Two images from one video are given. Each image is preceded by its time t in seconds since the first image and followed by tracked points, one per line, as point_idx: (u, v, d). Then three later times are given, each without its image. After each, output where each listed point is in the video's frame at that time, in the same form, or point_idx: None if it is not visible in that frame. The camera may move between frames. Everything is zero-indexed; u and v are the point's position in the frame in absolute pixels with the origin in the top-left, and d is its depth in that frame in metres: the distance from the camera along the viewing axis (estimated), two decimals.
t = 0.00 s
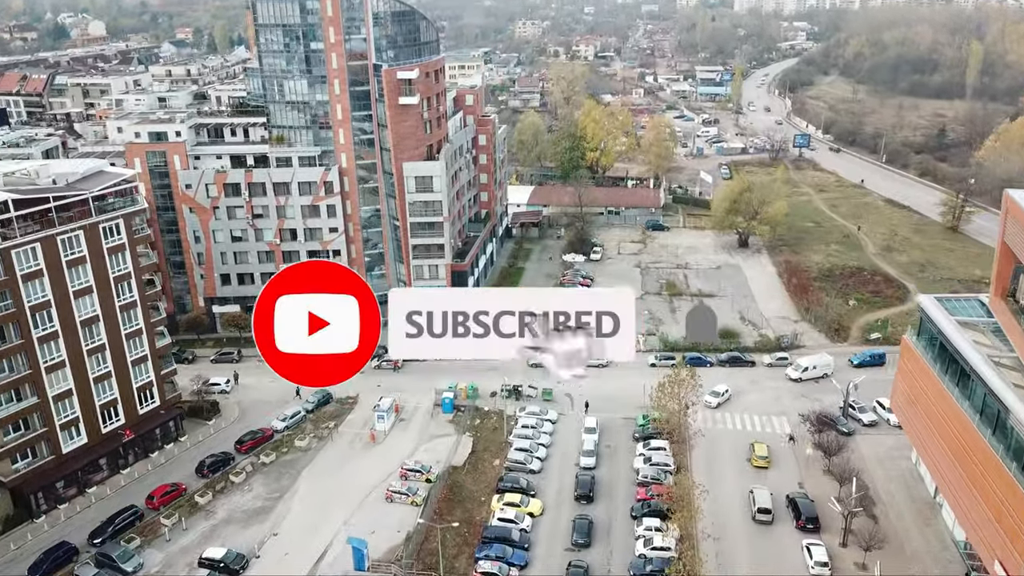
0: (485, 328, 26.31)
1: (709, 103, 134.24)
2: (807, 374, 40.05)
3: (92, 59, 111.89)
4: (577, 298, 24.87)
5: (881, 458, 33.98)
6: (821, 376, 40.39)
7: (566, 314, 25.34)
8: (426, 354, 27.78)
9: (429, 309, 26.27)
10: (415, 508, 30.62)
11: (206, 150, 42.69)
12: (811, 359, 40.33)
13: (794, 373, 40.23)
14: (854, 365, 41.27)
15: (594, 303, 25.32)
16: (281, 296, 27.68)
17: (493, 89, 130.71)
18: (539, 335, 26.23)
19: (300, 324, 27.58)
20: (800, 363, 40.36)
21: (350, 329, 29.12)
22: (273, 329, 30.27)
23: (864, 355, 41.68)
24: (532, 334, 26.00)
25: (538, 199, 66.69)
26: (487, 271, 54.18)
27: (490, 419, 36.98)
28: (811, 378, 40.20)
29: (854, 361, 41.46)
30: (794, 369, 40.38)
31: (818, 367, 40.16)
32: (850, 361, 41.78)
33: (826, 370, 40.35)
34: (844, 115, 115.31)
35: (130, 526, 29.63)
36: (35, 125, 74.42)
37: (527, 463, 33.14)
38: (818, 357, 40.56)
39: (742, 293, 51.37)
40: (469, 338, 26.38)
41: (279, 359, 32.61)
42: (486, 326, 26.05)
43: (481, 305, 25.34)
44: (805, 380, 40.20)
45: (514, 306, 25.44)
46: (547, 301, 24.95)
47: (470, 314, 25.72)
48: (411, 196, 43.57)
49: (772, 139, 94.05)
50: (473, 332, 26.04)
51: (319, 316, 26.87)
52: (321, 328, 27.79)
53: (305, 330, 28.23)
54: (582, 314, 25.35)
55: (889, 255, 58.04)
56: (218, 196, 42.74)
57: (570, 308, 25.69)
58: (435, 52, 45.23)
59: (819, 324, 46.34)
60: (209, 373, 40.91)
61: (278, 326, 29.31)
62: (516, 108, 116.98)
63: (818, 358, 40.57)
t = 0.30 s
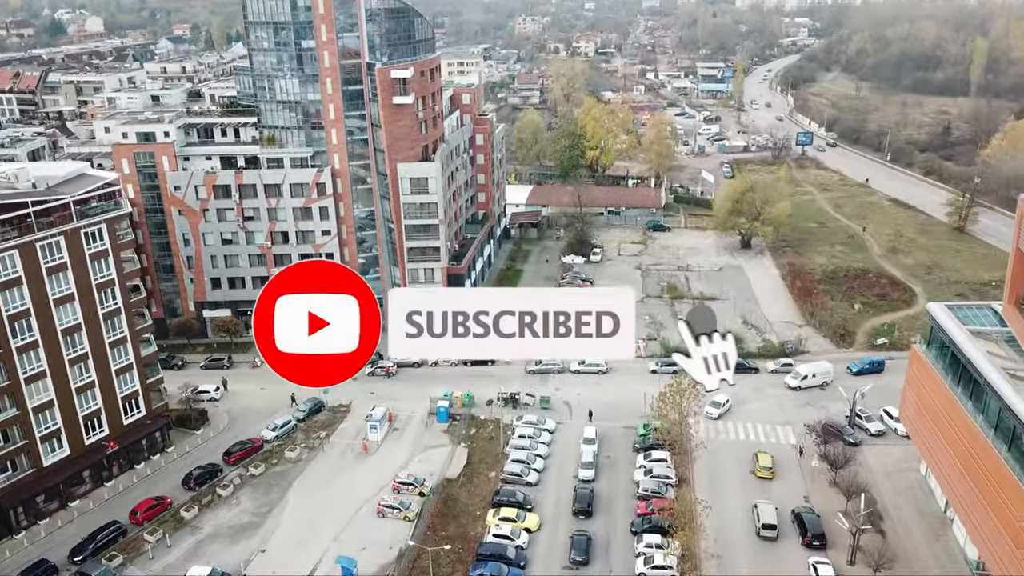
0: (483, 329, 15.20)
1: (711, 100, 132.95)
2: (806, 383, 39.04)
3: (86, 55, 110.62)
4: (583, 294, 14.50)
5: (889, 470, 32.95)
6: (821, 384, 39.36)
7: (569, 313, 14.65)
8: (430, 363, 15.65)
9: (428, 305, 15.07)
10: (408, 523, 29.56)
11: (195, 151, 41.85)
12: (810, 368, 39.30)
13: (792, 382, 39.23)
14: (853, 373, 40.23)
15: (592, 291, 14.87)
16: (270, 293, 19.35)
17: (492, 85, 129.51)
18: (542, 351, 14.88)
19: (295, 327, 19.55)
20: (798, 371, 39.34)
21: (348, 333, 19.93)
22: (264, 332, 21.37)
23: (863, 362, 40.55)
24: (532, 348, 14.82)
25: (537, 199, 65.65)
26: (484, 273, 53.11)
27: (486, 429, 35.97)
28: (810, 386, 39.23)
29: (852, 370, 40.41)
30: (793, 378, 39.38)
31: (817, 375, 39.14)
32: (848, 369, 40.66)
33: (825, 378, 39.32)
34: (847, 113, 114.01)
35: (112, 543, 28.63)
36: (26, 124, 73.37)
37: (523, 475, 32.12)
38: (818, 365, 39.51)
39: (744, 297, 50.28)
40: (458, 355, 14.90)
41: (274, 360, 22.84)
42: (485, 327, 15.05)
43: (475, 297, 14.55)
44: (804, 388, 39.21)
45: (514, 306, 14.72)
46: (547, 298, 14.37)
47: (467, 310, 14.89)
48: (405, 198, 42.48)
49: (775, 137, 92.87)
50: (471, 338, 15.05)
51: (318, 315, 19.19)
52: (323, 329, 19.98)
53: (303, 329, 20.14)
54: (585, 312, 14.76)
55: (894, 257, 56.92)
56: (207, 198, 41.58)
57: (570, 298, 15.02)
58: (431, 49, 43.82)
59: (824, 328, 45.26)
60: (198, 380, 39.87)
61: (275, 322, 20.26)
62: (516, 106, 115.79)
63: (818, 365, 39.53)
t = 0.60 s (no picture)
0: (485, 329, 30.60)
1: (712, 100, 131.73)
2: (806, 396, 37.91)
3: (81, 55, 109.71)
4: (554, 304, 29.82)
5: (898, 486, 31.88)
6: (821, 397, 38.27)
7: (563, 319, 30.04)
8: (427, 350, 32.74)
9: (429, 310, 30.73)
10: (399, 543, 28.48)
11: (184, 155, 40.57)
12: (810, 379, 38.16)
13: (792, 395, 38.07)
14: (851, 386, 39.05)
15: (597, 307, 30.45)
16: (290, 302, 33.99)
17: (492, 86, 128.34)
18: (537, 339, 30.41)
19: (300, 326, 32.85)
20: (798, 384, 38.18)
21: (349, 327, 34.89)
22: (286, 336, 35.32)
23: (862, 375, 39.33)
24: (529, 337, 30.25)
25: (536, 202, 64.72)
26: (481, 279, 52.07)
27: (482, 442, 34.95)
28: (811, 398, 38.17)
29: (850, 382, 39.21)
30: (792, 391, 38.22)
31: (817, 387, 38.00)
32: (846, 383, 39.41)
33: (826, 390, 38.21)
34: (850, 113, 112.92)
35: (92, 564, 27.57)
36: (18, 125, 72.44)
37: (520, 492, 31.07)
38: (818, 377, 38.37)
39: (747, 304, 49.20)
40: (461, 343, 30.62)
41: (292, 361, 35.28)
42: (486, 326, 30.27)
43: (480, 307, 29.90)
44: (803, 401, 38.07)
45: (511, 311, 30.20)
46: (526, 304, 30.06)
47: (470, 315, 30.03)
48: (400, 203, 41.08)
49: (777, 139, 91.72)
50: (466, 334, 30.48)
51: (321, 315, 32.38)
52: (323, 328, 33.13)
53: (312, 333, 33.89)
54: (583, 317, 30.42)
55: (900, 262, 55.82)
56: (196, 204, 40.48)
57: (571, 310, 30.08)
58: (426, 50, 42.67)
59: (828, 337, 44.15)
60: (186, 391, 38.82)
61: (276, 326, 34.41)
62: (515, 106, 114.64)
63: (818, 377, 38.39)
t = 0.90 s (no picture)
0: (486, 329, 31.27)
1: (713, 101, 130.55)
2: (807, 409, 36.77)
3: (76, 57, 108.87)
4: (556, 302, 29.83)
5: (907, 504, 30.76)
6: (823, 410, 37.16)
7: (561, 316, 29.98)
8: (428, 349, 34.43)
9: (429, 309, 32.10)
10: (390, 566, 27.40)
11: (172, 160, 39.54)
12: (812, 393, 36.99)
13: (792, 408, 36.95)
14: (852, 400, 37.83)
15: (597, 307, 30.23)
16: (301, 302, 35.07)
17: (491, 87, 127.30)
18: (539, 338, 30.57)
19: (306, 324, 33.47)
20: (799, 397, 37.05)
21: (349, 326, 35.49)
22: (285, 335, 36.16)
23: (862, 388, 38.10)
24: (530, 337, 30.62)
25: (535, 206, 63.65)
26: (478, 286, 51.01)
27: (477, 457, 33.90)
28: (813, 412, 37.10)
29: (850, 396, 37.96)
30: (792, 404, 37.10)
31: (819, 401, 36.85)
32: (846, 397, 38.20)
33: (827, 403, 37.09)
34: (853, 114, 111.82)
35: None
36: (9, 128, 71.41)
37: (516, 511, 29.99)
38: (820, 390, 37.24)
39: (750, 311, 48.13)
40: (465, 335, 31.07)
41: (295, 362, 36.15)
42: (486, 326, 30.98)
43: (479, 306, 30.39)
44: (804, 415, 36.95)
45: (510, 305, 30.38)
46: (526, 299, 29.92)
47: (470, 315, 30.97)
48: (393, 210, 40.00)
49: (779, 141, 90.61)
50: (471, 327, 31.12)
51: (320, 315, 33.02)
52: (323, 328, 33.76)
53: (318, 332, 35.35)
54: (584, 317, 30.12)
55: (905, 267, 54.72)
56: (185, 210, 39.41)
57: (571, 309, 30.07)
58: (421, 53, 41.61)
59: (833, 346, 43.06)
60: (173, 403, 37.77)
61: (277, 327, 35.40)
62: (515, 108, 113.55)
63: (820, 390, 37.25)
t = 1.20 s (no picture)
0: (485, 328, 32.30)
1: (714, 102, 129.49)
2: (808, 423, 35.70)
3: (71, 58, 107.69)
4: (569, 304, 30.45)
5: (917, 524, 29.65)
6: (824, 423, 36.02)
7: (568, 318, 30.50)
8: (428, 349, 34.71)
9: (430, 310, 32.38)
10: None
11: (159, 166, 38.58)
12: (812, 406, 35.84)
13: (793, 422, 35.81)
14: (852, 413, 36.68)
15: (596, 307, 30.60)
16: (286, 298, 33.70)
17: (490, 88, 126.19)
18: (538, 338, 31.56)
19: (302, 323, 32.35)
20: (799, 410, 35.91)
21: (350, 327, 34.26)
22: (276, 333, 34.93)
23: (862, 401, 36.96)
24: (529, 336, 31.57)
25: (533, 211, 62.60)
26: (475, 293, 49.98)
27: (472, 473, 32.86)
28: (816, 425, 35.99)
29: (850, 410, 36.80)
30: (793, 418, 35.96)
31: (820, 414, 35.70)
32: (845, 410, 37.07)
33: (829, 417, 35.97)
34: (855, 116, 110.72)
35: None
36: None
37: (511, 531, 28.89)
38: (821, 403, 36.09)
39: (752, 319, 47.07)
40: (463, 343, 32.21)
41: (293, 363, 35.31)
42: (486, 325, 31.94)
43: (480, 307, 31.02)
44: (806, 429, 35.86)
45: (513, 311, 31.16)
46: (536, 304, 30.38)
47: (470, 315, 31.72)
48: (387, 217, 38.96)
49: (781, 143, 89.54)
50: (470, 332, 32.12)
51: (319, 316, 31.93)
52: (323, 328, 32.70)
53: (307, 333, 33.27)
54: (583, 317, 30.65)
55: (910, 273, 53.64)
56: (172, 217, 38.37)
57: (570, 310, 30.63)
58: (416, 54, 40.45)
59: (838, 356, 41.97)
60: (159, 416, 36.71)
61: (277, 326, 34.50)
62: (514, 109, 112.45)
63: (821, 403, 36.10)
